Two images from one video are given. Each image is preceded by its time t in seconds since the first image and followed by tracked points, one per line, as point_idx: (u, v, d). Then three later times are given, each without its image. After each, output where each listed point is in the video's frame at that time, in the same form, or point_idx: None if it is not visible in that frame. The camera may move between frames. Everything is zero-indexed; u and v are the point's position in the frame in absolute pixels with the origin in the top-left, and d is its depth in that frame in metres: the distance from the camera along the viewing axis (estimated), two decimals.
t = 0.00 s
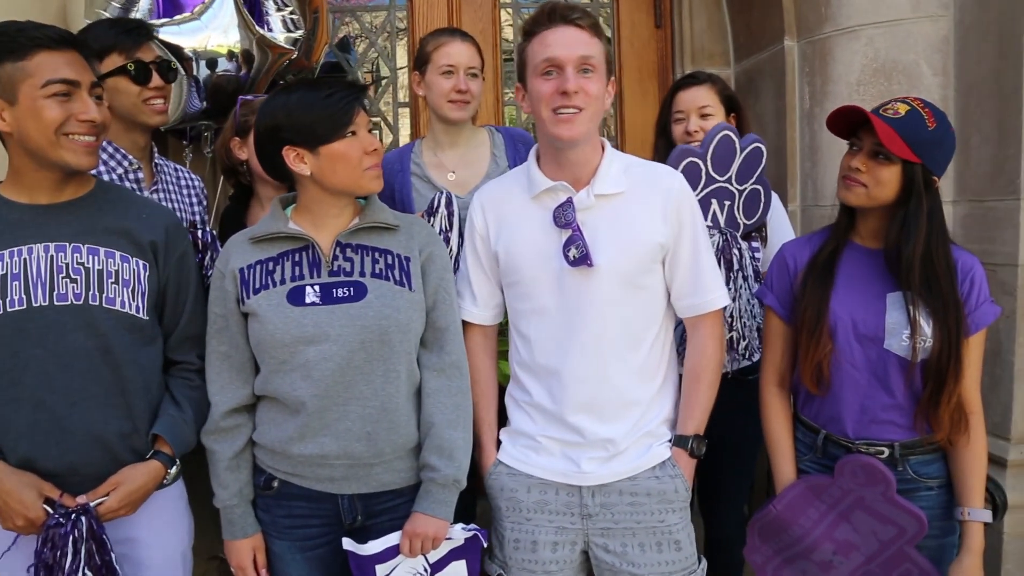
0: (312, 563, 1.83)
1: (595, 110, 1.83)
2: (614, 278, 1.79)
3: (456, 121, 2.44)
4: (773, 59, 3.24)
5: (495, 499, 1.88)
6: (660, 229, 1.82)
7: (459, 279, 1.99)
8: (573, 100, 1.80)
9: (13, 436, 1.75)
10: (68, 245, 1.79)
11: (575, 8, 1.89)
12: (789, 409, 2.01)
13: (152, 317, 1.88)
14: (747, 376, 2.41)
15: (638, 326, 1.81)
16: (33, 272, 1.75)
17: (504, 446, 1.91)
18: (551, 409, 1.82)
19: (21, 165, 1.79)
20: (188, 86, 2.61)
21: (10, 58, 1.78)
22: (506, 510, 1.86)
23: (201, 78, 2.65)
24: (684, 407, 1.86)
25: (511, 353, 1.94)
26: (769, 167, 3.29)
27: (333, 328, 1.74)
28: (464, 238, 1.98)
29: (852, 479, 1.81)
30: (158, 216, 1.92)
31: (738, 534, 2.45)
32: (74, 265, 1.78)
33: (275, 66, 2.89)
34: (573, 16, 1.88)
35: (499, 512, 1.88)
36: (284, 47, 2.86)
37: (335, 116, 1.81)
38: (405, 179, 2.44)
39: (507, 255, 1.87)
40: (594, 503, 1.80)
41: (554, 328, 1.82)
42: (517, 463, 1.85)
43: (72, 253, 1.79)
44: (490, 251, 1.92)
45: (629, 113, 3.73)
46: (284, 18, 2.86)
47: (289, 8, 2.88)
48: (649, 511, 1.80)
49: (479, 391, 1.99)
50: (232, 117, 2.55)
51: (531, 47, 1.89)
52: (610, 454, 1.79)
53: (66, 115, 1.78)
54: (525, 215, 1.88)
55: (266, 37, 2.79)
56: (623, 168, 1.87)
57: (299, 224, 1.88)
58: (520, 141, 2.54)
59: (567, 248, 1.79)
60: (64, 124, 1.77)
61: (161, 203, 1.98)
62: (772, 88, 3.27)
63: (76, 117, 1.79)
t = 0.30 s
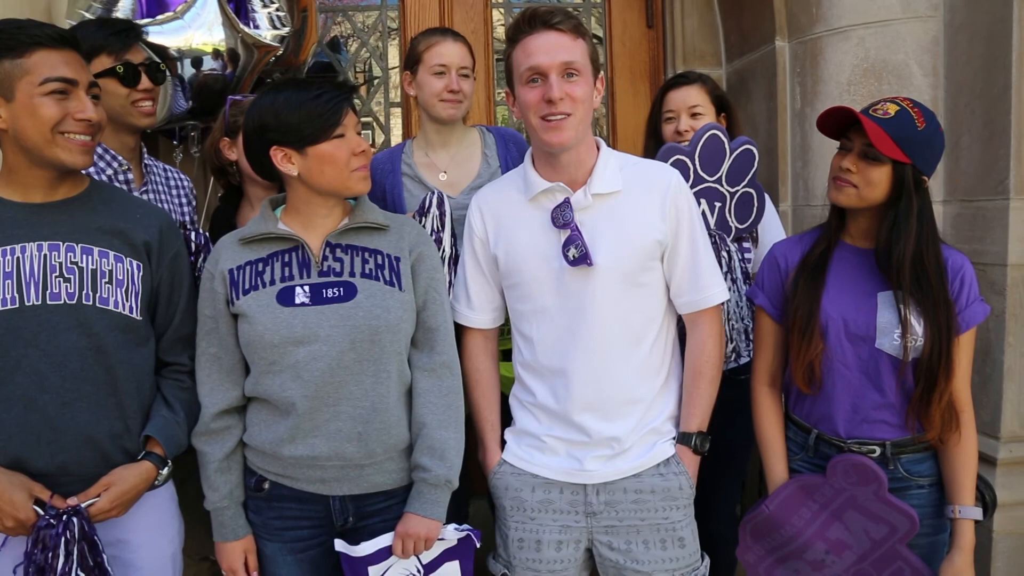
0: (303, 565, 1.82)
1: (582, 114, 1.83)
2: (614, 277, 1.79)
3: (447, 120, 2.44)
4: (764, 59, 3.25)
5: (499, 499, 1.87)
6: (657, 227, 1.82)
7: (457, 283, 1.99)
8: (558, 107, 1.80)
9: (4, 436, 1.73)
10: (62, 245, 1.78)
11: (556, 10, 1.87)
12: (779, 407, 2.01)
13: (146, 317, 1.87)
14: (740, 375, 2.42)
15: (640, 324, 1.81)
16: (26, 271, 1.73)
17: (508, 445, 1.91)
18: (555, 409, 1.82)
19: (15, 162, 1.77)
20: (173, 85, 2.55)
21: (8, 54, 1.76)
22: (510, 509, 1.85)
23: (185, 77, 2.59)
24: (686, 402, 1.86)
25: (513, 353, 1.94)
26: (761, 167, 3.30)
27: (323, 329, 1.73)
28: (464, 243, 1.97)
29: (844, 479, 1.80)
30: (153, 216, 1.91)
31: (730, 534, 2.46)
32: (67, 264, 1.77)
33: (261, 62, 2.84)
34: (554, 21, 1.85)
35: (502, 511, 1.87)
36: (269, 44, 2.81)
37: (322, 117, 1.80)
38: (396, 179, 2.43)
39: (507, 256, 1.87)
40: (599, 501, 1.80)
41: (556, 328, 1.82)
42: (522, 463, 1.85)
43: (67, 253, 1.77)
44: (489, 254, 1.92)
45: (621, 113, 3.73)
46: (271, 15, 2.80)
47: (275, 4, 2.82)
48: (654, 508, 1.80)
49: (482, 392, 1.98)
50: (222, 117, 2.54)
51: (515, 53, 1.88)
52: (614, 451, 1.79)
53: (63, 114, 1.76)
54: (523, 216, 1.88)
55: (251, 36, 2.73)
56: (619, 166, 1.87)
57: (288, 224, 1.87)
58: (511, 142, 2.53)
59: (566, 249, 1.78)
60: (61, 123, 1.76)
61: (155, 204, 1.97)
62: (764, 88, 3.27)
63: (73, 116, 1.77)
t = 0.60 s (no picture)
0: (294, 567, 1.81)
1: (579, 111, 1.82)
2: (619, 276, 1.78)
3: (439, 120, 2.43)
4: (756, 60, 3.25)
5: (509, 498, 1.87)
6: (659, 225, 1.82)
7: (460, 286, 1.98)
8: (555, 103, 1.80)
9: None
10: (52, 247, 1.76)
11: (556, 12, 1.88)
12: (771, 406, 2.01)
13: (137, 319, 1.85)
14: (732, 376, 2.41)
15: (647, 321, 1.81)
16: (15, 272, 1.72)
17: (518, 444, 1.91)
18: (564, 409, 1.81)
19: (7, 163, 1.75)
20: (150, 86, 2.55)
21: (2, 53, 1.75)
22: (520, 508, 1.85)
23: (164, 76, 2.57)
24: (693, 399, 1.87)
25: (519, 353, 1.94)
26: (753, 167, 3.30)
27: (314, 328, 1.72)
28: (467, 246, 1.96)
29: (836, 478, 1.80)
30: (145, 217, 1.89)
31: (723, 533, 2.46)
32: (57, 266, 1.75)
33: (241, 60, 2.76)
34: (554, 22, 1.86)
35: (512, 511, 1.87)
36: (250, 41, 2.73)
37: (315, 115, 1.79)
38: (389, 179, 2.42)
39: (510, 259, 1.86)
40: (608, 498, 1.80)
41: (563, 328, 1.81)
42: (532, 462, 1.85)
43: (57, 254, 1.76)
44: (493, 258, 1.91)
45: (613, 113, 3.73)
46: (253, 12, 2.73)
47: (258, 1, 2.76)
48: (663, 505, 1.80)
49: (489, 394, 1.98)
50: (211, 117, 2.52)
51: (515, 52, 1.89)
52: (626, 449, 1.78)
53: (56, 115, 1.75)
54: (525, 219, 1.87)
55: (229, 33, 2.66)
56: (619, 166, 1.87)
57: (278, 224, 1.86)
58: (503, 141, 2.52)
59: (571, 250, 1.78)
60: (54, 124, 1.74)
61: (148, 205, 1.96)
62: (755, 88, 3.28)
63: (66, 117, 1.76)
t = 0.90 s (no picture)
0: (286, 568, 1.80)
1: (580, 118, 1.81)
2: (624, 277, 1.78)
3: (433, 120, 2.42)
4: (748, 59, 3.25)
5: (514, 496, 1.86)
6: (662, 226, 1.82)
7: (462, 285, 1.97)
8: (555, 110, 1.79)
9: None
10: (40, 247, 1.75)
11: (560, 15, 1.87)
12: (763, 405, 2.01)
13: (127, 318, 1.84)
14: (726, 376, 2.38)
15: (651, 321, 1.81)
16: (3, 273, 1.70)
17: (524, 442, 1.90)
18: (569, 408, 1.80)
19: None
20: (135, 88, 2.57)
21: None
22: (525, 506, 1.84)
23: (149, 78, 2.58)
24: (695, 397, 1.88)
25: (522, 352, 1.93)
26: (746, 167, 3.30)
27: (305, 328, 1.71)
28: (469, 247, 1.96)
29: (828, 478, 1.81)
30: (133, 216, 1.88)
31: (716, 532, 2.46)
32: (45, 267, 1.74)
33: (224, 58, 2.77)
34: (557, 25, 1.85)
35: (516, 508, 1.86)
36: (233, 38, 2.73)
37: (308, 117, 1.78)
38: (381, 179, 2.41)
39: (513, 261, 1.86)
40: (613, 496, 1.79)
41: (568, 327, 1.80)
42: (537, 460, 1.84)
43: (44, 255, 1.75)
44: (496, 260, 1.91)
45: (606, 113, 3.73)
46: (235, 9, 2.75)
47: None
48: (667, 502, 1.80)
49: (491, 393, 1.97)
50: (202, 116, 2.51)
51: (519, 57, 1.89)
52: (631, 446, 1.78)
53: (42, 115, 1.73)
54: (528, 220, 1.87)
55: (210, 30, 2.66)
56: (621, 167, 1.87)
57: (269, 224, 1.85)
58: (496, 140, 2.52)
59: (575, 251, 1.77)
60: (40, 125, 1.73)
61: (136, 203, 1.95)
62: (748, 87, 3.28)
63: (52, 118, 1.75)
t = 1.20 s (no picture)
0: (277, 569, 1.79)
1: (579, 111, 1.80)
2: (623, 280, 1.78)
3: (427, 119, 2.42)
4: (741, 59, 3.26)
5: (511, 494, 1.86)
6: (660, 227, 1.82)
7: (457, 285, 1.96)
8: (554, 104, 1.78)
9: None
10: (27, 246, 1.74)
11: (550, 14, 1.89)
12: (756, 405, 2.01)
13: (117, 316, 1.83)
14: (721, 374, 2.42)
15: (649, 321, 1.81)
16: None
17: (520, 441, 1.90)
18: (567, 407, 1.80)
19: None
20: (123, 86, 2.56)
21: None
22: (523, 504, 1.84)
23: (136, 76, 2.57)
24: (691, 396, 1.88)
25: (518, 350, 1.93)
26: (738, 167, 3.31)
27: (297, 328, 1.70)
28: (464, 246, 1.95)
29: (822, 476, 1.81)
30: (120, 212, 1.87)
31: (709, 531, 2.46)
32: (33, 266, 1.72)
33: (211, 57, 2.74)
34: (548, 23, 1.86)
35: (514, 506, 1.86)
36: (219, 35, 2.70)
37: (299, 116, 1.77)
38: (372, 179, 2.40)
39: (510, 263, 1.85)
40: (610, 493, 1.80)
41: (566, 327, 1.80)
42: (535, 458, 1.84)
43: (31, 254, 1.73)
44: (493, 260, 1.90)
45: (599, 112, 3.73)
46: (220, 6, 2.71)
47: None
48: (664, 498, 1.80)
49: (488, 392, 1.97)
50: (193, 115, 2.50)
51: (513, 56, 1.89)
52: (628, 445, 1.78)
53: (22, 114, 1.72)
54: (526, 221, 1.86)
55: (195, 28, 2.64)
56: (619, 168, 1.86)
57: (260, 223, 1.84)
58: (489, 140, 2.52)
59: (574, 255, 1.77)
60: (21, 124, 1.72)
61: (124, 200, 1.93)
62: (740, 87, 3.28)
63: (33, 116, 1.73)
